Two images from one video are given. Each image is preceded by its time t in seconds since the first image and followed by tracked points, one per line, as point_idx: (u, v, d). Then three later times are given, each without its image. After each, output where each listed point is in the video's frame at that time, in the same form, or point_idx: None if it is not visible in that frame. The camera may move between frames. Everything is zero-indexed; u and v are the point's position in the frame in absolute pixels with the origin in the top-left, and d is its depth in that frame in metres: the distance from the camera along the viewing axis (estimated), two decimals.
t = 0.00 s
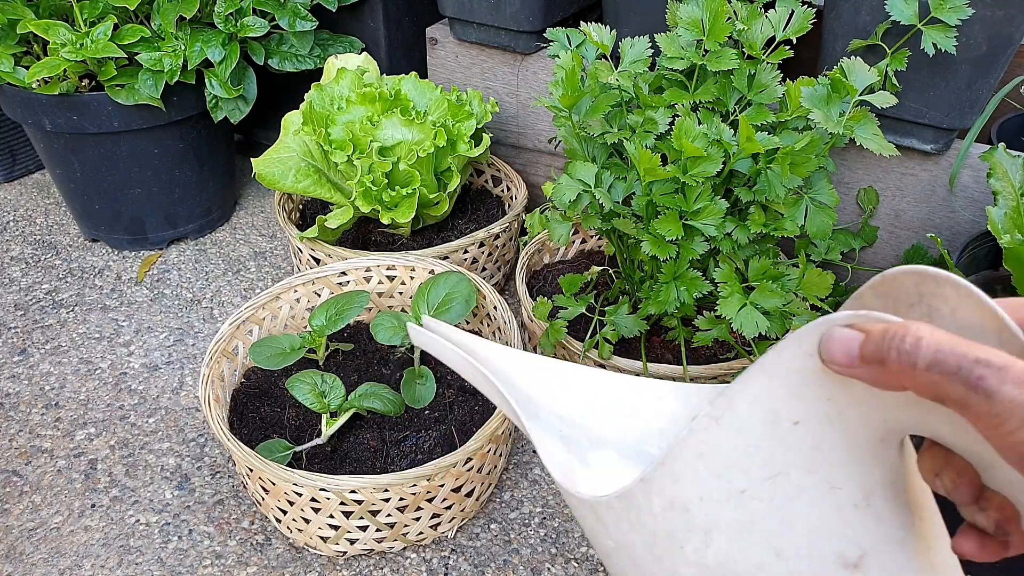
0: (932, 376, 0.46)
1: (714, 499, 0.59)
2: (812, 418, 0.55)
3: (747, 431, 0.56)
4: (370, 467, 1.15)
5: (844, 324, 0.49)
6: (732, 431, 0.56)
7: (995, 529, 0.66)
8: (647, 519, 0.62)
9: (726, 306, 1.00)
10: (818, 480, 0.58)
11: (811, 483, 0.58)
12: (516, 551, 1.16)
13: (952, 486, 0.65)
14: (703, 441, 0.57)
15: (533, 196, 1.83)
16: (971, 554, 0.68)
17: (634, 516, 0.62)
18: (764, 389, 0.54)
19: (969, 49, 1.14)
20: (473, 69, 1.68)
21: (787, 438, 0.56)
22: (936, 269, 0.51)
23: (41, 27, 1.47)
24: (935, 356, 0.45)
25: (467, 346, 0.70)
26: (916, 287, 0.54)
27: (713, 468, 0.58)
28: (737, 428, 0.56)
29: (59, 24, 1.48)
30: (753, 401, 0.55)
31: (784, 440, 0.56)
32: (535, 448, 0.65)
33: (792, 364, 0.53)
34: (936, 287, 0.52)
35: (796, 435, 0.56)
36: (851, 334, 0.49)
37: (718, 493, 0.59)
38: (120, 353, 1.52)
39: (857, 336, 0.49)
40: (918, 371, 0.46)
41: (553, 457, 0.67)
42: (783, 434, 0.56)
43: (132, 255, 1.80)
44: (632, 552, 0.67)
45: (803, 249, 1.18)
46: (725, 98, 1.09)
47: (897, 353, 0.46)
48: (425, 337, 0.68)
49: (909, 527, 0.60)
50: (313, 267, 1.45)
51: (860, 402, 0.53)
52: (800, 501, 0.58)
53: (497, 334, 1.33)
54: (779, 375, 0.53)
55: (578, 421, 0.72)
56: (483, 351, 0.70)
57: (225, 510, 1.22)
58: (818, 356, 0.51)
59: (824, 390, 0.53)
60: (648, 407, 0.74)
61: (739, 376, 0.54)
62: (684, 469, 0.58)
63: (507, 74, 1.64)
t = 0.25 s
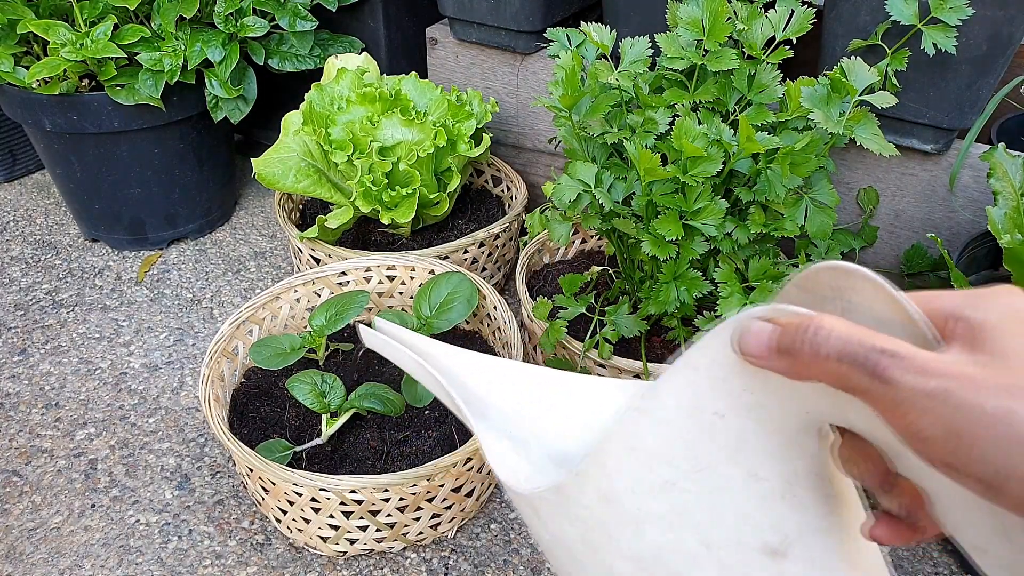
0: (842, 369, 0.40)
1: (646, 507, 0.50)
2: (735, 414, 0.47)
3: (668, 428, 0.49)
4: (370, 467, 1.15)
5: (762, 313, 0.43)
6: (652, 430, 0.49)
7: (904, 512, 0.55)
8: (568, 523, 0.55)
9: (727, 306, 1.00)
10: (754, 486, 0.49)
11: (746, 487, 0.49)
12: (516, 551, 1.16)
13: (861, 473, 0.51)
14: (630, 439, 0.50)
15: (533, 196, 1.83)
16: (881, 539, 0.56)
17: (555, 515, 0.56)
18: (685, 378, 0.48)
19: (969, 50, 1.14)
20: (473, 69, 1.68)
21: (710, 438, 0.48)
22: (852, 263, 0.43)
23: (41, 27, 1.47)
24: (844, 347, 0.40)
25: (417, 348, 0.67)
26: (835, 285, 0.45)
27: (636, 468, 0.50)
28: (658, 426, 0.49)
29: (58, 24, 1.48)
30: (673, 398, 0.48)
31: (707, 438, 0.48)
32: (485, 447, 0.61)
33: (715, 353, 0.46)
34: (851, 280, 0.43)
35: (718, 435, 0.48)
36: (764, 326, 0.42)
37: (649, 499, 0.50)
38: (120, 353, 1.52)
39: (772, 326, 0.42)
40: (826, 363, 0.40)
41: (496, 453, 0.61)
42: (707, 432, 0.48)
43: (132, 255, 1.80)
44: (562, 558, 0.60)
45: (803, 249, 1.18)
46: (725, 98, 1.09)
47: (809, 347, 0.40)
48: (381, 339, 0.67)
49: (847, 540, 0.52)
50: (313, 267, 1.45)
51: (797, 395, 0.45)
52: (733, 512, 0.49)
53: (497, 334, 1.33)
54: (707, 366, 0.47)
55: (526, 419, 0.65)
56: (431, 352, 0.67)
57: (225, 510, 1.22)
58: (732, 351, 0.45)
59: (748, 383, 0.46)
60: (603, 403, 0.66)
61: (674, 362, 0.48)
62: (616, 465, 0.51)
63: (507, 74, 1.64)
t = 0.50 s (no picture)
0: (780, 358, 0.47)
1: (601, 486, 0.59)
2: (681, 400, 0.55)
3: (622, 416, 0.57)
4: (370, 467, 1.15)
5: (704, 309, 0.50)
6: (609, 416, 0.57)
7: (852, 498, 0.64)
8: (540, 505, 0.63)
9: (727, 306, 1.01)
10: (696, 463, 0.56)
11: (689, 465, 0.56)
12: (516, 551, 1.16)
13: (813, 461, 0.61)
14: (585, 428, 0.58)
15: (533, 196, 1.83)
16: (834, 525, 0.64)
17: (528, 502, 0.64)
18: (636, 371, 0.56)
19: (969, 50, 1.14)
20: (473, 69, 1.68)
21: (662, 422, 0.56)
22: (796, 253, 0.48)
23: (41, 26, 1.47)
24: (780, 338, 0.46)
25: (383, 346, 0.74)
26: (780, 273, 0.50)
27: (594, 453, 0.59)
28: (617, 414, 0.57)
29: (59, 24, 1.48)
30: (626, 386, 0.56)
31: (655, 424, 0.56)
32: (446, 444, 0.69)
33: (660, 347, 0.54)
34: (797, 271, 0.49)
35: (670, 419, 0.56)
36: (709, 321, 0.50)
37: (604, 479, 0.59)
38: (120, 353, 1.52)
39: (715, 321, 0.49)
40: (766, 353, 0.47)
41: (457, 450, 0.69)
42: (657, 418, 0.56)
43: (132, 255, 1.80)
44: (528, 542, 0.67)
45: (802, 249, 1.18)
46: (725, 97, 1.09)
47: (747, 336, 0.47)
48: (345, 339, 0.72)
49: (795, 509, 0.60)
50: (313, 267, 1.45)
51: (728, 384, 0.53)
52: (681, 487, 0.57)
53: (497, 334, 1.33)
54: (656, 360, 0.54)
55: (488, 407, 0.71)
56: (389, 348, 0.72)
57: (225, 510, 1.22)
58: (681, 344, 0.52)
59: (693, 372, 0.53)
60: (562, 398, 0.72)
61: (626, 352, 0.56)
62: (570, 455, 0.59)
63: (507, 74, 1.64)
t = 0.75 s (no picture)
0: (750, 359, 0.46)
1: (572, 495, 0.58)
2: (650, 403, 0.54)
3: (590, 422, 0.56)
4: (370, 467, 1.15)
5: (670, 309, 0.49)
6: (576, 423, 0.56)
7: (828, 502, 0.62)
8: (509, 517, 0.62)
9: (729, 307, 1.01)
10: (667, 467, 0.56)
11: (659, 470, 0.56)
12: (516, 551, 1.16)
13: (786, 465, 0.58)
14: (552, 437, 0.57)
15: (533, 196, 1.83)
16: (810, 529, 0.64)
17: (496, 514, 0.62)
18: (602, 376, 0.54)
19: (969, 50, 1.14)
20: (473, 69, 1.68)
21: (631, 426, 0.55)
22: (761, 247, 0.48)
23: (41, 26, 1.47)
24: (748, 338, 0.45)
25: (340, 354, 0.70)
26: (745, 267, 0.51)
27: (563, 461, 0.57)
28: (585, 420, 0.56)
29: (59, 24, 1.48)
30: (593, 391, 0.55)
31: (624, 427, 0.55)
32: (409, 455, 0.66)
33: (625, 350, 0.53)
34: (762, 265, 0.49)
35: (639, 423, 0.55)
36: (674, 320, 0.48)
37: (573, 488, 0.58)
38: (120, 353, 1.52)
39: (681, 321, 0.48)
40: (735, 354, 0.46)
41: (424, 460, 0.67)
42: (626, 423, 0.55)
43: (132, 255, 1.80)
44: (498, 553, 0.66)
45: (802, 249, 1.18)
46: (725, 98, 1.09)
47: (715, 336, 0.46)
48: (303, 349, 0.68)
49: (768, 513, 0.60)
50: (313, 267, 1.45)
51: (694, 387, 0.52)
52: (653, 492, 0.56)
53: (497, 334, 1.33)
54: (623, 363, 0.53)
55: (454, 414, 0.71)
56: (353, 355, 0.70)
57: (225, 510, 1.22)
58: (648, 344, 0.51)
59: (662, 375, 0.53)
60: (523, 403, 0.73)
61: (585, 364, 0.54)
62: (540, 464, 0.58)
63: (507, 74, 1.64)
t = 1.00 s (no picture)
0: (760, 382, 0.46)
1: (572, 521, 0.59)
2: (653, 428, 0.55)
3: (592, 447, 0.57)
4: (370, 467, 1.15)
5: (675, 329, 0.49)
6: (577, 447, 0.57)
7: (839, 529, 0.64)
8: (512, 542, 0.62)
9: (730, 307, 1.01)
10: (671, 492, 0.56)
11: (663, 495, 0.57)
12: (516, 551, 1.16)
13: (796, 490, 0.59)
14: (553, 462, 0.58)
15: (533, 196, 1.83)
16: (820, 557, 0.66)
17: (494, 542, 0.63)
18: (603, 400, 0.55)
19: (969, 50, 1.14)
20: (473, 69, 1.68)
21: (633, 450, 0.56)
22: (764, 266, 0.48)
23: (41, 26, 1.47)
24: (757, 360, 0.45)
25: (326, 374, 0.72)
26: (749, 288, 0.51)
27: (565, 487, 0.58)
28: (586, 445, 0.57)
29: (59, 24, 1.48)
30: (595, 416, 0.56)
31: (628, 451, 0.56)
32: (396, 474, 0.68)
33: (627, 374, 0.53)
34: (767, 284, 0.49)
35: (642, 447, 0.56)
36: (681, 342, 0.48)
37: (575, 513, 0.59)
38: (120, 353, 1.52)
39: (688, 341, 0.48)
40: (744, 377, 0.46)
41: (416, 482, 0.70)
42: (628, 448, 0.56)
43: (132, 255, 1.80)
44: None
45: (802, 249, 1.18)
46: (725, 98, 1.09)
47: (723, 359, 0.47)
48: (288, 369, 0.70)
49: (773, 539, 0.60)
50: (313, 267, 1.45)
51: (695, 415, 0.53)
52: (656, 517, 0.57)
53: (497, 334, 1.33)
54: (623, 386, 0.54)
55: (442, 433, 0.73)
56: (341, 376, 0.72)
57: (225, 510, 1.22)
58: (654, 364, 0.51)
59: (664, 399, 0.53)
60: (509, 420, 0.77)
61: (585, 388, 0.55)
62: (542, 491, 0.59)
63: (507, 74, 1.64)
